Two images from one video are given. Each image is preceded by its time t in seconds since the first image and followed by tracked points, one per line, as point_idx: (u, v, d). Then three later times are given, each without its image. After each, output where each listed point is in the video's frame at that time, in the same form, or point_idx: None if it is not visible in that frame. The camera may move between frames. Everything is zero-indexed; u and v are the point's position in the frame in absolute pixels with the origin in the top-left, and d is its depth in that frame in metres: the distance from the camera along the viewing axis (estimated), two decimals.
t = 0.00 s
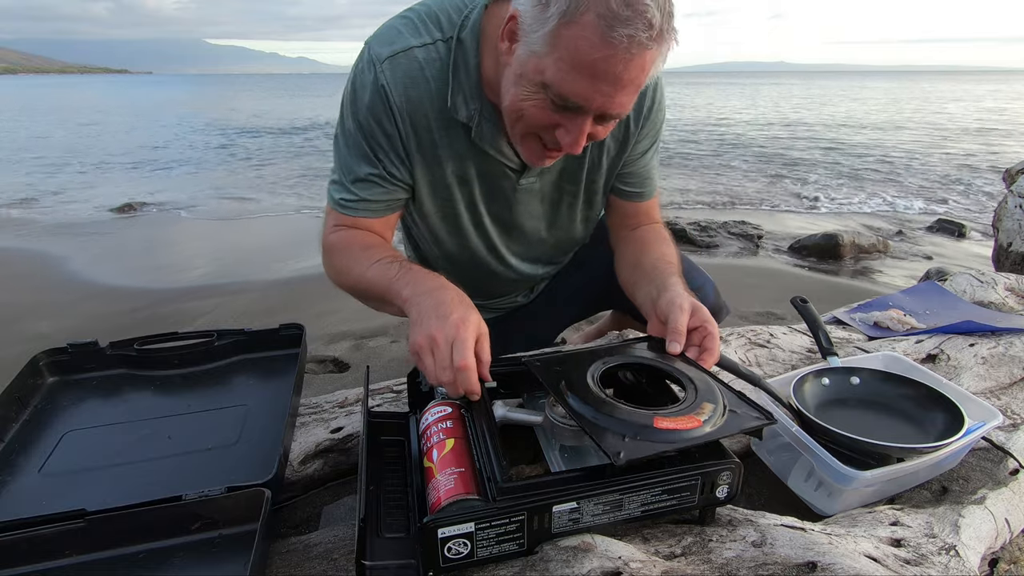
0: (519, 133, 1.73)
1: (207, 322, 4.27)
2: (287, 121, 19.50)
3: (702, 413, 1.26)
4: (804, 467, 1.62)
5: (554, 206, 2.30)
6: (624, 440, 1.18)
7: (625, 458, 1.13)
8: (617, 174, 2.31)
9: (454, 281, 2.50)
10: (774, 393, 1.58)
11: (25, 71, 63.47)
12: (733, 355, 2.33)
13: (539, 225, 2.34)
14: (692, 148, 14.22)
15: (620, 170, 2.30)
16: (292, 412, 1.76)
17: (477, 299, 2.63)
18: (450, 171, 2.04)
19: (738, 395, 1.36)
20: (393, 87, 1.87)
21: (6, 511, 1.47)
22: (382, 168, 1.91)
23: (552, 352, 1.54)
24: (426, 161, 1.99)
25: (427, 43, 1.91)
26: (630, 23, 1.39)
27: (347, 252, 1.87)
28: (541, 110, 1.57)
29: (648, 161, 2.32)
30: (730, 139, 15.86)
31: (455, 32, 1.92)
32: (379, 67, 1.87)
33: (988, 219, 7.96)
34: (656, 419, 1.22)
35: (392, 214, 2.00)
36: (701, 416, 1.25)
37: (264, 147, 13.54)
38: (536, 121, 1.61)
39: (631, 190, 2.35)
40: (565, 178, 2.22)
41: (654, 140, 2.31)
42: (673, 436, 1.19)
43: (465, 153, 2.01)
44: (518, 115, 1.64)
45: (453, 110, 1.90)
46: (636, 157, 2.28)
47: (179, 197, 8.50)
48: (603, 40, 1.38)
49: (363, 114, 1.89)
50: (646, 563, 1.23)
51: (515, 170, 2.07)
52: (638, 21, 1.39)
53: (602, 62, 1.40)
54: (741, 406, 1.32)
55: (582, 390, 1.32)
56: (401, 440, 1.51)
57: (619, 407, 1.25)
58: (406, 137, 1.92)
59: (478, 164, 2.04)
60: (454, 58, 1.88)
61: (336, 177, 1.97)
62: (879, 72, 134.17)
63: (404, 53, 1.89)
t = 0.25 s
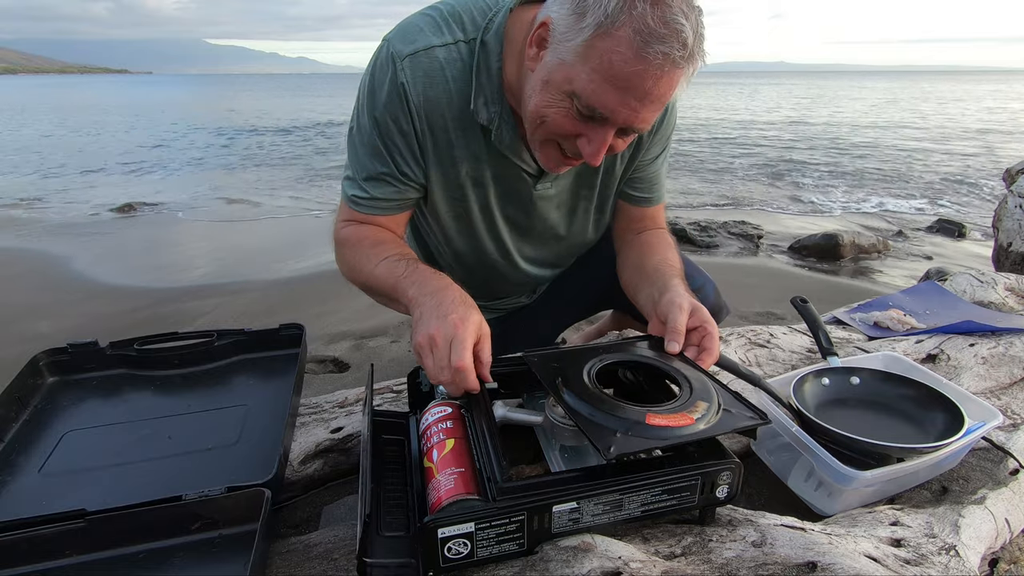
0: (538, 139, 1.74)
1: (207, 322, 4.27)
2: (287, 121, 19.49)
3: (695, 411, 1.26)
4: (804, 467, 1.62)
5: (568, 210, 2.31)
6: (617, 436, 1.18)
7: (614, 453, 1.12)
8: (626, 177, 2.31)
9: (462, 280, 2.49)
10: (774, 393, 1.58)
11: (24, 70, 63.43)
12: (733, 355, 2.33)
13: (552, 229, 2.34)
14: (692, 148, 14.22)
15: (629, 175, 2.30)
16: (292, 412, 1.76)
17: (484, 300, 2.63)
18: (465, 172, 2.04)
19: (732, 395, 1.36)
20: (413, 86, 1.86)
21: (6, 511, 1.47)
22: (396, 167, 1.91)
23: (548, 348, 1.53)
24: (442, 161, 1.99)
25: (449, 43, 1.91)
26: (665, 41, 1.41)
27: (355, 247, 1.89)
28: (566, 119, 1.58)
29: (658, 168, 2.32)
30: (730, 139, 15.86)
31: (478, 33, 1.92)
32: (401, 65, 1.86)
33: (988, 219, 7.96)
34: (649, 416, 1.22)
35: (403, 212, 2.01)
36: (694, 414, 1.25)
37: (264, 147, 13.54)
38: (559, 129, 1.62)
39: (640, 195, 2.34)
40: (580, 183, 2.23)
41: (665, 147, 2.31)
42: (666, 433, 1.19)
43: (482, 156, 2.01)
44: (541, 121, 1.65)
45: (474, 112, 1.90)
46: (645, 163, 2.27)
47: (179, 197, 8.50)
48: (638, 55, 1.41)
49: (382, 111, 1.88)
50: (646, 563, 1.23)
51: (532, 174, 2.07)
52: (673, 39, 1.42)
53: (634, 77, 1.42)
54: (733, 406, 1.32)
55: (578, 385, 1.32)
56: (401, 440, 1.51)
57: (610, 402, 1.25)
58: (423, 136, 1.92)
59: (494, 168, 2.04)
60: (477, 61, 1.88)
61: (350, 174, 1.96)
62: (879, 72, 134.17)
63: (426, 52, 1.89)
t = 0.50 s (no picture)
0: (544, 136, 1.73)
1: (207, 322, 4.27)
2: (286, 121, 19.49)
3: (693, 410, 1.26)
4: (804, 467, 1.62)
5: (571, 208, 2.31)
6: (614, 433, 1.17)
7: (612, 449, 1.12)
8: (628, 177, 2.31)
9: (463, 275, 2.49)
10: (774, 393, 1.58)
11: (24, 70, 63.40)
12: (733, 355, 2.33)
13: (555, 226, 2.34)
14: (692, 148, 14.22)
15: (631, 175, 2.30)
16: (292, 412, 1.76)
17: (483, 297, 2.62)
18: (470, 167, 2.04)
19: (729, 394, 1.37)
20: (421, 77, 1.87)
21: (5, 511, 1.47)
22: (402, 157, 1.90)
23: (547, 347, 1.53)
24: (448, 154, 1.99)
25: (458, 36, 1.92)
26: (673, 37, 1.41)
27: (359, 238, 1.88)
28: (573, 114, 1.58)
29: (659, 169, 2.32)
30: (730, 138, 15.85)
31: (487, 28, 1.93)
32: (410, 56, 1.87)
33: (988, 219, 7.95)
34: (647, 413, 1.22)
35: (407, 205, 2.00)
36: (692, 413, 1.25)
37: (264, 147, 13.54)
38: (566, 124, 1.62)
39: (641, 195, 2.35)
40: (583, 182, 2.23)
41: (666, 149, 2.31)
42: (664, 431, 1.19)
43: (487, 150, 2.01)
44: (548, 116, 1.65)
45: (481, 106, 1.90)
46: (647, 164, 2.28)
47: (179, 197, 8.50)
48: (645, 50, 1.41)
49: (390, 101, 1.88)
50: (646, 563, 1.23)
51: (536, 170, 2.07)
52: (681, 36, 1.42)
53: (641, 73, 1.42)
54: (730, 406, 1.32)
55: (576, 382, 1.32)
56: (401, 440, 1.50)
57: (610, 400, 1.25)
58: (430, 128, 1.92)
59: (498, 163, 2.04)
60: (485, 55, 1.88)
61: (355, 164, 1.96)
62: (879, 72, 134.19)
63: (435, 43, 1.89)
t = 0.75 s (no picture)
0: (537, 124, 1.73)
1: (207, 322, 4.27)
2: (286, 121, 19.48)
3: (689, 409, 1.26)
4: (804, 467, 1.62)
5: (570, 203, 2.31)
6: (609, 433, 1.17)
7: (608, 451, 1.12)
8: (626, 173, 2.31)
9: (462, 272, 2.49)
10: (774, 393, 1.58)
11: (23, 70, 63.38)
12: (733, 355, 2.33)
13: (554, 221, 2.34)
14: (692, 149, 14.22)
15: (630, 170, 2.30)
16: (292, 412, 1.76)
17: (481, 293, 2.62)
18: (468, 160, 2.03)
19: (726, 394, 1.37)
20: (421, 71, 1.87)
21: (5, 511, 1.47)
22: (401, 151, 1.90)
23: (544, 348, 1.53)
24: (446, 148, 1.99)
25: (458, 30, 1.92)
26: (658, 23, 1.42)
27: (360, 232, 1.88)
28: (563, 102, 1.58)
29: (658, 164, 2.32)
30: (730, 138, 15.86)
31: (486, 23, 1.94)
32: (409, 50, 1.87)
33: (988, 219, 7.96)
34: (642, 413, 1.22)
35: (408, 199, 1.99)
36: (688, 412, 1.25)
37: (264, 147, 13.54)
38: (556, 112, 1.62)
39: (640, 190, 2.35)
40: (581, 177, 2.22)
41: (665, 143, 2.32)
42: (660, 431, 1.19)
43: (485, 145, 2.01)
44: (539, 105, 1.65)
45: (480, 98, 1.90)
46: (646, 158, 2.28)
47: (180, 197, 8.51)
48: (630, 37, 1.41)
49: (390, 94, 1.88)
50: (646, 563, 1.23)
51: (533, 163, 2.07)
52: (666, 22, 1.42)
53: (628, 59, 1.42)
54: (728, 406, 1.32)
55: (574, 384, 1.32)
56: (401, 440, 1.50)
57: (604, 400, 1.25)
58: (429, 121, 1.92)
59: (497, 157, 2.04)
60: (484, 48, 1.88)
61: (355, 159, 1.96)
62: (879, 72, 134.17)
63: (435, 38, 1.90)
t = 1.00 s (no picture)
0: (513, 116, 1.69)
1: (207, 322, 4.27)
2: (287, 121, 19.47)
3: (674, 403, 1.26)
4: (804, 467, 1.62)
5: (566, 200, 2.28)
6: (591, 427, 1.18)
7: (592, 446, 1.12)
8: (625, 164, 2.30)
9: (467, 278, 2.50)
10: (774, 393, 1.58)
11: (23, 70, 63.37)
12: (733, 355, 2.33)
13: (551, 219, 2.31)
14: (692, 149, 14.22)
15: (629, 160, 2.29)
16: (292, 412, 1.76)
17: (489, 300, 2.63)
18: (462, 167, 2.04)
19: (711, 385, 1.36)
20: (404, 85, 1.91)
21: (5, 511, 1.47)
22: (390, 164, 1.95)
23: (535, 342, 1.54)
24: (438, 156, 2.00)
25: (438, 41, 1.94)
26: None
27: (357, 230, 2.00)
28: (532, 89, 1.53)
29: (657, 151, 2.31)
30: (730, 139, 15.86)
31: (467, 30, 1.94)
32: (391, 67, 1.92)
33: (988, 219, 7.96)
34: (626, 408, 1.22)
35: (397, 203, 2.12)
36: (673, 406, 1.25)
37: (264, 147, 13.54)
38: (528, 100, 1.57)
39: (640, 180, 2.35)
40: (576, 171, 2.19)
41: (663, 130, 2.30)
42: (643, 424, 1.19)
43: (476, 149, 2.00)
44: (512, 93, 1.60)
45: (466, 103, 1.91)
46: (644, 146, 2.27)
47: (180, 197, 8.50)
48: (590, 14, 1.35)
49: (377, 111, 1.95)
50: (646, 563, 1.23)
51: (527, 162, 2.05)
52: None
53: (592, 37, 1.36)
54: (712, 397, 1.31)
55: (561, 380, 1.33)
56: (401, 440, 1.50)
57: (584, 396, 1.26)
58: (418, 132, 1.95)
59: (489, 158, 2.03)
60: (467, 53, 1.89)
61: (353, 175, 2.06)
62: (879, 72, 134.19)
63: (415, 51, 1.93)
